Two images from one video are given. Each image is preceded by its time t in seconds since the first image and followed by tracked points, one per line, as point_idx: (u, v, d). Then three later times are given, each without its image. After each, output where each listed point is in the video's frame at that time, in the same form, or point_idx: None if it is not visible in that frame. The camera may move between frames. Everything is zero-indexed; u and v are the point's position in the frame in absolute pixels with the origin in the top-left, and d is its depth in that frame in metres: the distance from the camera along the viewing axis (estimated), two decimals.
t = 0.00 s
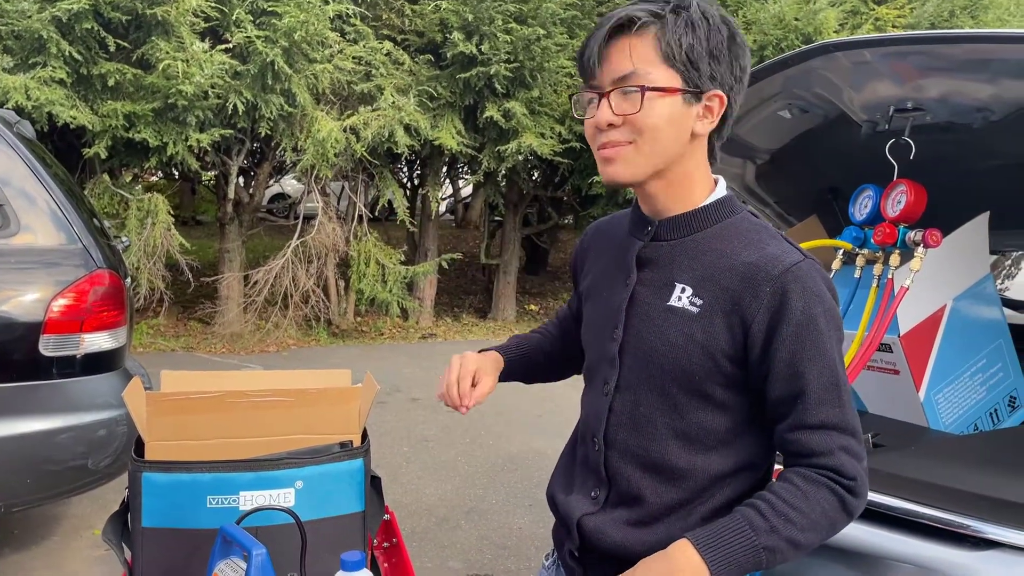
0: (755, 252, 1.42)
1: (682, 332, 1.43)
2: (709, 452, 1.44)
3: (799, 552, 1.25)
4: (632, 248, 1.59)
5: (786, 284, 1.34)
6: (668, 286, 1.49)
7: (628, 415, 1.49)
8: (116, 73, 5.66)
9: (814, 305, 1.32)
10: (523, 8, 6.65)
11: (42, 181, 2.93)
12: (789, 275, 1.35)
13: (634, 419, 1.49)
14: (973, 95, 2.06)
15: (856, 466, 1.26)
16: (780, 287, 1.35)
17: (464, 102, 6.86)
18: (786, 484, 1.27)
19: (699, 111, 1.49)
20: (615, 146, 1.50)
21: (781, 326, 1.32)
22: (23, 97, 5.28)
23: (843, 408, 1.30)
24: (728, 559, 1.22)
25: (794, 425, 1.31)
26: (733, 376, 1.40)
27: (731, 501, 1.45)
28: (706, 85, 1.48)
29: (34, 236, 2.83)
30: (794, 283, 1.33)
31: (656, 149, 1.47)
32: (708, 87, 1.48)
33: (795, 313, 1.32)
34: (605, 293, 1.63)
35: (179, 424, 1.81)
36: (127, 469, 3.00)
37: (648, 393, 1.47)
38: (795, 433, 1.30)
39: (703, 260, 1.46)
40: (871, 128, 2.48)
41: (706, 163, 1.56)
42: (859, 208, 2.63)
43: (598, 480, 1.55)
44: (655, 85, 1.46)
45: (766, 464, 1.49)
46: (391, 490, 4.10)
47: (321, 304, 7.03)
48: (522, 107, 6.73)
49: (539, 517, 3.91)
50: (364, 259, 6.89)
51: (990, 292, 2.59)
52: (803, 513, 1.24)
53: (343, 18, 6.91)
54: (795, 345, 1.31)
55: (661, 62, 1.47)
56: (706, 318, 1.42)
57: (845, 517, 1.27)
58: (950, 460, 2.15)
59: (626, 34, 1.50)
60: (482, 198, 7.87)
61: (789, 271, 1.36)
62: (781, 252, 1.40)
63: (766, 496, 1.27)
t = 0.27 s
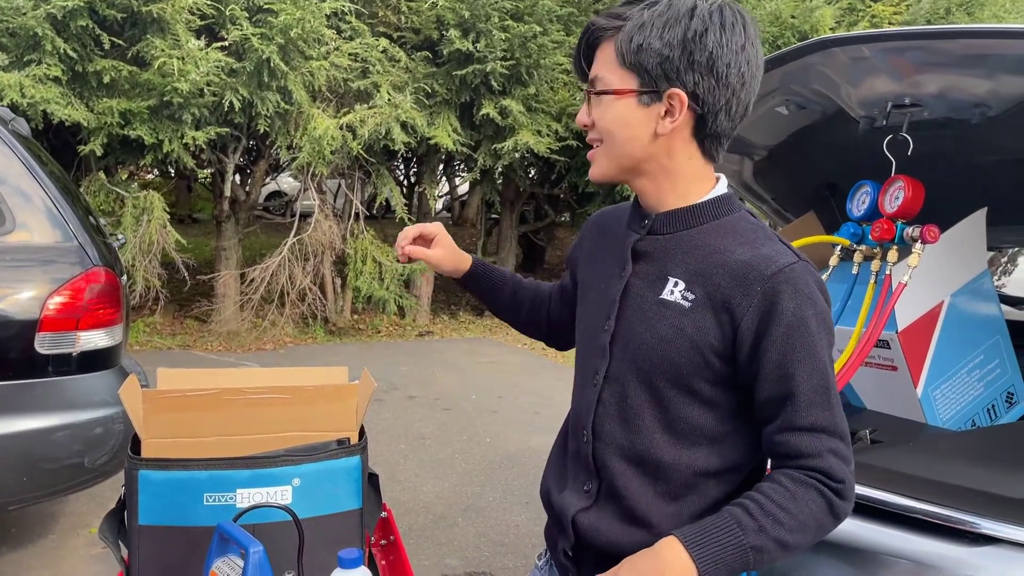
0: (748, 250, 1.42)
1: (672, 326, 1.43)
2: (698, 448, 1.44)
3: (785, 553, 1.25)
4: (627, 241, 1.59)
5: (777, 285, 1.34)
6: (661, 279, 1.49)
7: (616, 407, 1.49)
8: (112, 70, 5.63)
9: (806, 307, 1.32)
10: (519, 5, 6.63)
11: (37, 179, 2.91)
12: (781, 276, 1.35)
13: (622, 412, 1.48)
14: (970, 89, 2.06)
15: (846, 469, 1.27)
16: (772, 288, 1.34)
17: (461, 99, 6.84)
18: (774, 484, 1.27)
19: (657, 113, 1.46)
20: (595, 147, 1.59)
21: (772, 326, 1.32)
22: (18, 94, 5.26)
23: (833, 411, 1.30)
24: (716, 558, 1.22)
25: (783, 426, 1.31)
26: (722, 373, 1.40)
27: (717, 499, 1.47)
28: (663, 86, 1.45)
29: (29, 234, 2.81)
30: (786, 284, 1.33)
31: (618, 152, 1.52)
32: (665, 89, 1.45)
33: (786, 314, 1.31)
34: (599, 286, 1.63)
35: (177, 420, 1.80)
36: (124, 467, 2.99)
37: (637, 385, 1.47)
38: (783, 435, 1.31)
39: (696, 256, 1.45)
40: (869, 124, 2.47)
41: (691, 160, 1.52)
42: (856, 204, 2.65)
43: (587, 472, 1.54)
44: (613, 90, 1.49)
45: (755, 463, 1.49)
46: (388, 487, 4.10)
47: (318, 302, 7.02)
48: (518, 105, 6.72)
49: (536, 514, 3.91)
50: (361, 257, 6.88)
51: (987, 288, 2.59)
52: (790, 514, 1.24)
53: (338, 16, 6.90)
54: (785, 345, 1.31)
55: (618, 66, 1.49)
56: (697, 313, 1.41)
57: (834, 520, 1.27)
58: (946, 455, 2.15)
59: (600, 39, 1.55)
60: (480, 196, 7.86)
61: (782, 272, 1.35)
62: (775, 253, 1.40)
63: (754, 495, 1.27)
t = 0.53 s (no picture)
0: (728, 251, 1.41)
1: (650, 325, 1.43)
2: (678, 448, 1.44)
3: (749, 558, 1.25)
4: (621, 238, 1.61)
5: (749, 286, 1.33)
6: (646, 278, 1.49)
7: (599, 404, 1.50)
8: (109, 68, 5.62)
9: (780, 309, 1.31)
10: (518, 3, 6.63)
11: (36, 177, 2.91)
12: (755, 278, 1.34)
13: (604, 409, 1.49)
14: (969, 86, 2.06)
15: (816, 476, 1.25)
16: (745, 289, 1.34)
17: (459, 97, 6.83)
18: (742, 489, 1.27)
19: (647, 114, 1.46)
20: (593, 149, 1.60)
21: (744, 327, 1.32)
22: (15, 93, 5.25)
23: (808, 417, 1.28)
24: (672, 559, 1.25)
25: (755, 430, 1.30)
26: (698, 373, 1.39)
27: (699, 499, 1.46)
28: (651, 88, 1.44)
29: (27, 232, 2.80)
30: (759, 286, 1.32)
31: (612, 153, 1.53)
32: (653, 91, 1.44)
33: (758, 315, 1.30)
34: (594, 283, 1.63)
35: (175, 418, 1.80)
36: (122, 466, 2.99)
37: (617, 383, 1.47)
38: (755, 438, 1.30)
39: (678, 256, 1.45)
40: (868, 122, 2.47)
41: (684, 161, 1.51)
42: (856, 201, 2.64)
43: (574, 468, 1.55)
44: (605, 91, 1.51)
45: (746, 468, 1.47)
46: (387, 485, 4.10)
47: (317, 300, 7.01)
48: (517, 103, 6.71)
49: (535, 512, 3.91)
50: (359, 255, 6.87)
51: (986, 285, 2.58)
52: (752, 518, 1.24)
53: (336, 14, 6.89)
54: (755, 347, 1.30)
55: (611, 69, 1.50)
56: (675, 312, 1.41)
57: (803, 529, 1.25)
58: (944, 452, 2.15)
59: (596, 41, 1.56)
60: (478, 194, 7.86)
61: (757, 274, 1.34)
62: (754, 254, 1.39)
63: (719, 499, 1.28)
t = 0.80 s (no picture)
0: (724, 246, 1.41)
1: (647, 321, 1.43)
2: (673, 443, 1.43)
3: (739, 546, 1.24)
4: (614, 236, 1.61)
5: (746, 280, 1.33)
6: (641, 276, 1.49)
7: (594, 400, 1.50)
8: (107, 67, 5.62)
9: (774, 303, 1.31)
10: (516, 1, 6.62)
11: (34, 176, 2.90)
12: (751, 271, 1.34)
13: (600, 405, 1.49)
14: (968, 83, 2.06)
15: (808, 467, 1.24)
16: (741, 282, 1.34)
17: (457, 96, 6.83)
18: (734, 477, 1.26)
19: (705, 110, 1.50)
20: (632, 139, 1.48)
21: (739, 320, 1.32)
22: (12, 92, 5.24)
23: (800, 408, 1.28)
24: (662, 544, 1.23)
25: (748, 421, 1.29)
26: (694, 368, 1.39)
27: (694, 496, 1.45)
28: (715, 84, 1.50)
29: (25, 231, 2.80)
30: (755, 278, 1.32)
31: (671, 146, 1.47)
32: (715, 87, 1.50)
33: (753, 307, 1.31)
34: (586, 284, 1.64)
35: (174, 417, 1.80)
36: (121, 465, 2.99)
37: (613, 379, 1.47)
38: (747, 429, 1.29)
39: (675, 253, 1.46)
40: (866, 119, 2.47)
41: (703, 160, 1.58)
42: (854, 199, 2.65)
43: (569, 466, 1.55)
44: (678, 80, 1.46)
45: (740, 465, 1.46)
46: (386, 484, 4.11)
47: (316, 298, 7.01)
48: (515, 101, 6.71)
49: (534, 510, 3.92)
50: (358, 253, 6.87)
51: (984, 283, 2.59)
52: (742, 506, 1.23)
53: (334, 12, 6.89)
54: (750, 340, 1.30)
55: (681, 57, 1.46)
56: (671, 308, 1.41)
57: (794, 519, 1.24)
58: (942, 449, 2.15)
59: (645, 25, 1.48)
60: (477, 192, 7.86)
61: (753, 267, 1.35)
62: (750, 248, 1.39)
63: (710, 487, 1.27)
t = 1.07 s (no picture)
0: (734, 244, 1.43)
1: (660, 320, 1.44)
2: (683, 440, 1.44)
3: (781, 540, 1.25)
4: (612, 235, 1.59)
5: (765, 277, 1.35)
6: (647, 274, 1.49)
7: (603, 400, 1.49)
8: (105, 65, 5.62)
9: (793, 299, 1.34)
10: None
11: (32, 175, 2.90)
12: (769, 268, 1.36)
13: (609, 404, 1.48)
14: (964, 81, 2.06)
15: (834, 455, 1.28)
16: (760, 279, 1.35)
17: (456, 94, 6.82)
18: (766, 473, 1.27)
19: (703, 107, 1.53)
20: (647, 139, 1.47)
21: (759, 317, 1.34)
22: (10, 90, 5.25)
23: (819, 399, 1.32)
24: (718, 549, 1.22)
25: (772, 415, 1.32)
26: (709, 365, 1.41)
27: (700, 491, 1.45)
28: (710, 81, 1.53)
29: (24, 230, 2.80)
30: (774, 276, 1.35)
31: (683, 144, 1.49)
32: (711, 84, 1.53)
33: (774, 304, 1.33)
34: (579, 282, 1.63)
35: (171, 415, 1.81)
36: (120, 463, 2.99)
37: (625, 378, 1.47)
38: (772, 423, 1.31)
39: (683, 251, 1.46)
40: (863, 117, 2.47)
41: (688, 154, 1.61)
42: (851, 196, 2.65)
43: (571, 465, 1.54)
44: (688, 80, 1.47)
45: (738, 456, 1.49)
46: (386, 482, 4.11)
47: (314, 297, 7.00)
48: (514, 100, 6.70)
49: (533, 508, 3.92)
50: (357, 252, 6.88)
51: (981, 280, 2.59)
52: (782, 500, 1.24)
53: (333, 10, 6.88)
54: (773, 336, 1.32)
55: (688, 56, 1.48)
56: (685, 307, 1.42)
57: (823, 506, 1.27)
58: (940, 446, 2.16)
59: (653, 25, 1.46)
60: (476, 190, 7.86)
61: (768, 264, 1.37)
62: (761, 245, 1.41)
63: (747, 485, 1.27)
